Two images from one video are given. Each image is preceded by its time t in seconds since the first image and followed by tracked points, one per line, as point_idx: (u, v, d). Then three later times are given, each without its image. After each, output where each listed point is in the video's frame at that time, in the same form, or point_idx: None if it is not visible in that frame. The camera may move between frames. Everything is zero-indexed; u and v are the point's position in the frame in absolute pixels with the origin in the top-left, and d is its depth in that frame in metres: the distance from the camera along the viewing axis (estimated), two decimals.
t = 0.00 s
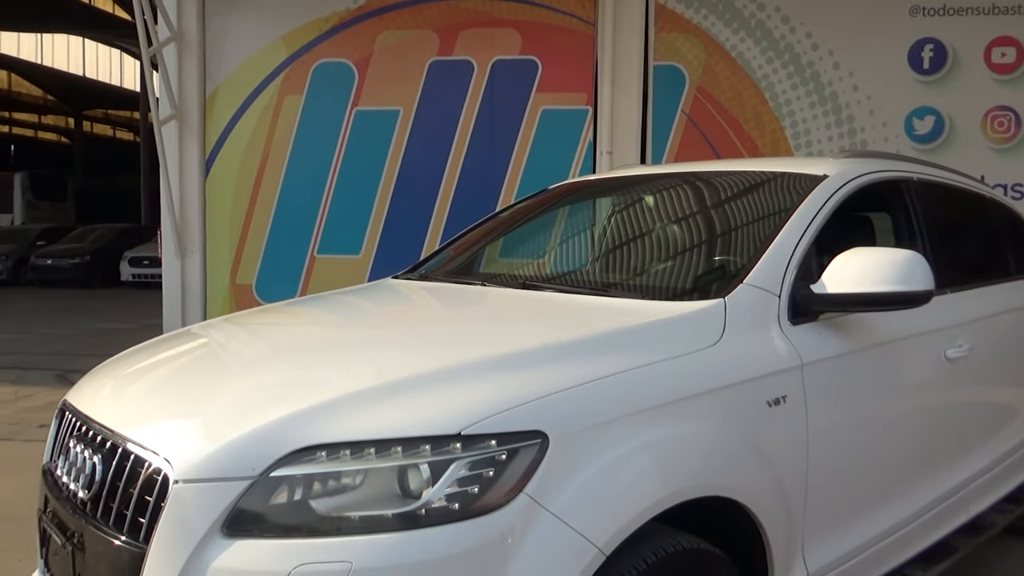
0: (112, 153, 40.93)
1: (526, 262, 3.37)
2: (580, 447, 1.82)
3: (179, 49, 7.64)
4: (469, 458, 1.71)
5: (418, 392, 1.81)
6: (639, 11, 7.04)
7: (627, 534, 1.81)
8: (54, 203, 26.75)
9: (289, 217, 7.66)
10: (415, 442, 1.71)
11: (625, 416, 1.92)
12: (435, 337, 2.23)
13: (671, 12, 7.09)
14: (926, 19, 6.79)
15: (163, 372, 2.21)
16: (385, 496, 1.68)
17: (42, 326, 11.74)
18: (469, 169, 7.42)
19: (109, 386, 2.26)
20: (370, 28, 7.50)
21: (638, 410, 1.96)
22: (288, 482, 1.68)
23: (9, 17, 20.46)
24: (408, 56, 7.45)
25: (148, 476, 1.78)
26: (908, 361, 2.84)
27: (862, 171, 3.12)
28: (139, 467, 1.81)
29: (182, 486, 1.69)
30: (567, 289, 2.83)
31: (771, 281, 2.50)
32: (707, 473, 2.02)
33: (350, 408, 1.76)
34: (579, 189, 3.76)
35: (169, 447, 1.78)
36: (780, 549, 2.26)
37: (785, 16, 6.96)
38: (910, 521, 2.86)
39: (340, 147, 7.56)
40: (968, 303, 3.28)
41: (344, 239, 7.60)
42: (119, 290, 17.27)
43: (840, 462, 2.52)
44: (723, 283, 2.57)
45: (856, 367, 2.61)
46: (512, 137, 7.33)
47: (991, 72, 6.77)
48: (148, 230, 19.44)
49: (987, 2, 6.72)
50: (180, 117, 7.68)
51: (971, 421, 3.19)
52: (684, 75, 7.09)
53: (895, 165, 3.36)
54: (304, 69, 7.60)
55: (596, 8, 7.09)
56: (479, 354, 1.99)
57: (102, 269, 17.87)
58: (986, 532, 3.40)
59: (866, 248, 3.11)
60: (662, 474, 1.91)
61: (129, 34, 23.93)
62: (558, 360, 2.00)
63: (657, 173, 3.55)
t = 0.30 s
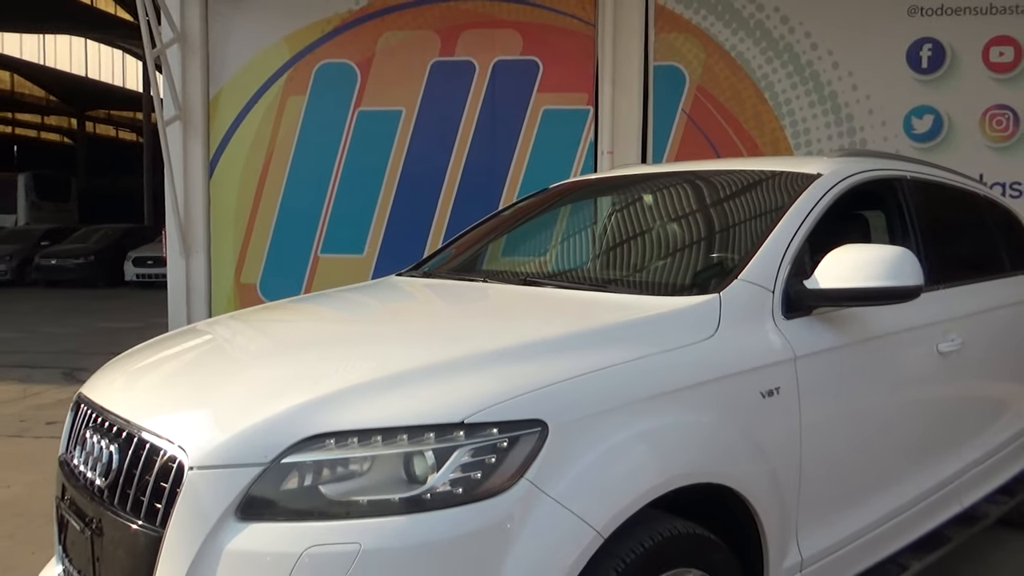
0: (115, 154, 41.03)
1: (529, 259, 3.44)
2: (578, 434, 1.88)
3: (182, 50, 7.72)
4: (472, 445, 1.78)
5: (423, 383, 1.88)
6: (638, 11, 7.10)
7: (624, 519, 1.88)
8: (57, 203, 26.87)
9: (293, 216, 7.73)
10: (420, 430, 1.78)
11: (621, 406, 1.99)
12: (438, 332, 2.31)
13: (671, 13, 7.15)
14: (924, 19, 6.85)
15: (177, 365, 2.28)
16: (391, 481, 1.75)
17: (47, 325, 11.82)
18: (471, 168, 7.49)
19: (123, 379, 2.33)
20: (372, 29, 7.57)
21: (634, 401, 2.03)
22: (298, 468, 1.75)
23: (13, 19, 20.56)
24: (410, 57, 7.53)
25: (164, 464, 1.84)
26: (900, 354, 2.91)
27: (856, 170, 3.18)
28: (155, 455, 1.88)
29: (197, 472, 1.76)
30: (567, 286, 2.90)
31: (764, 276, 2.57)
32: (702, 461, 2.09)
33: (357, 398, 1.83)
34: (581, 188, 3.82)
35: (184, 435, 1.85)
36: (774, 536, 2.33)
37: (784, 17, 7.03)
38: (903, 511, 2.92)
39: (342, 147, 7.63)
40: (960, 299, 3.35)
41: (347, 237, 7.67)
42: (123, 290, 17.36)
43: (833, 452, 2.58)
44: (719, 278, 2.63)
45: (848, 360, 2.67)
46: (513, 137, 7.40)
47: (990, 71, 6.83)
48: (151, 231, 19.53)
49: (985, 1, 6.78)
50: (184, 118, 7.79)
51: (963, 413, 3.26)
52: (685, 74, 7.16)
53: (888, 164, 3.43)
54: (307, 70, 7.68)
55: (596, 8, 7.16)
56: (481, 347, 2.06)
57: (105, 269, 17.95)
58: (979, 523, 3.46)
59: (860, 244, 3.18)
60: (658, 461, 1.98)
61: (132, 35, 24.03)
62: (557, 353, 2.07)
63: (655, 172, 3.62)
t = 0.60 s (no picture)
0: (116, 153, 41.09)
1: (530, 256, 3.50)
2: (577, 422, 1.95)
3: (185, 50, 7.79)
4: (475, 431, 1.85)
5: (427, 373, 1.95)
6: (637, 10, 7.17)
7: (621, 504, 1.94)
8: (60, 202, 26.97)
9: (296, 214, 7.80)
10: (425, 417, 1.85)
11: (618, 396, 2.06)
12: (441, 325, 2.38)
13: (670, 12, 7.21)
14: (920, 18, 6.91)
15: (189, 356, 2.35)
16: (397, 467, 1.82)
17: (51, 324, 11.89)
18: (471, 167, 7.56)
19: (135, 371, 2.40)
20: (373, 29, 7.63)
21: (632, 390, 2.09)
22: (308, 454, 1.82)
23: (13, 19, 20.62)
24: (410, 56, 7.59)
25: (178, 451, 1.91)
26: (893, 348, 2.97)
27: (850, 167, 3.25)
28: (170, 442, 1.95)
29: (211, 458, 1.83)
30: (568, 281, 2.96)
31: (759, 271, 2.64)
32: (697, 449, 2.15)
33: (365, 387, 1.90)
34: (581, 185, 3.89)
35: (198, 423, 1.91)
36: (769, 522, 2.39)
37: (781, 16, 7.09)
38: (897, 501, 2.98)
39: (344, 146, 7.70)
40: (952, 293, 3.42)
41: (349, 236, 7.74)
42: (126, 289, 17.42)
43: (828, 442, 2.65)
44: (716, 273, 2.70)
45: (842, 353, 2.74)
46: (513, 135, 7.47)
47: (986, 69, 6.90)
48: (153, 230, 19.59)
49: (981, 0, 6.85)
50: (187, 118, 7.85)
51: (955, 406, 3.32)
52: (683, 73, 7.23)
53: (882, 162, 3.50)
54: (309, 69, 7.74)
55: (595, 7, 7.22)
56: (482, 339, 2.13)
57: (108, 268, 18.02)
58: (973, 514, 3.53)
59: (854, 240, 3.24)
60: (654, 449, 2.05)
61: (133, 34, 24.07)
62: (557, 345, 2.14)
63: (653, 170, 3.69)
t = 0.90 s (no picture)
0: (114, 151, 41.09)
1: (529, 250, 3.57)
2: (576, 409, 2.02)
3: (184, 49, 7.83)
4: (478, 418, 1.92)
5: (432, 361, 2.02)
6: (634, 8, 7.23)
7: (619, 487, 2.01)
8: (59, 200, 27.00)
9: (296, 211, 7.86)
10: (430, 404, 1.92)
11: (616, 384, 2.12)
12: (444, 316, 2.44)
13: (667, 10, 7.27)
14: (915, 15, 6.98)
15: (199, 346, 2.42)
16: (404, 452, 1.89)
17: (52, 321, 11.95)
18: (470, 163, 7.62)
19: (146, 362, 2.46)
20: (372, 26, 7.68)
21: (630, 378, 2.16)
22: (318, 439, 1.88)
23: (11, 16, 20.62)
24: (409, 54, 7.64)
25: (191, 438, 1.98)
26: (885, 338, 3.04)
27: (842, 163, 3.32)
28: (183, 429, 2.01)
29: (223, 445, 1.89)
30: (566, 274, 3.03)
31: (753, 264, 2.71)
32: (692, 436, 2.22)
33: (372, 376, 1.97)
34: (580, 181, 3.95)
35: (209, 410, 1.98)
36: (763, 507, 2.46)
37: (777, 13, 7.15)
38: (888, 488, 3.06)
39: (343, 143, 7.75)
40: (943, 286, 3.49)
41: (349, 232, 7.80)
42: (125, 286, 17.47)
43: (820, 430, 2.71)
44: (711, 266, 2.76)
45: (834, 344, 2.81)
46: (512, 132, 7.52)
47: (980, 66, 6.96)
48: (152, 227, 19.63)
49: None
50: (187, 115, 7.89)
51: (946, 396, 3.40)
52: (680, 71, 7.30)
53: (875, 157, 3.56)
54: (308, 67, 7.80)
55: (592, 5, 7.28)
56: (484, 329, 2.20)
57: (108, 265, 18.07)
58: (964, 501, 3.61)
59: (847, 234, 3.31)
60: (651, 435, 2.11)
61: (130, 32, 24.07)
62: (557, 335, 2.20)
63: (651, 166, 3.76)
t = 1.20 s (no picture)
0: (107, 146, 40.97)
1: (526, 243, 3.63)
2: (575, 395, 2.09)
3: (181, 44, 7.87)
4: (481, 402, 1.98)
5: (435, 349, 2.08)
6: (629, 4, 7.29)
7: (616, 470, 2.08)
8: (53, 195, 26.96)
9: (292, 206, 7.90)
10: (434, 389, 1.98)
11: (613, 371, 2.19)
12: (444, 306, 2.51)
13: (662, 6, 7.35)
14: (907, 11, 7.06)
15: (206, 334, 2.48)
16: (410, 436, 1.95)
17: (47, 315, 11.97)
18: (466, 158, 7.67)
19: (155, 349, 2.52)
20: (368, 22, 7.72)
21: (626, 366, 2.23)
22: (326, 424, 1.94)
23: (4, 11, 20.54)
24: (405, 49, 7.69)
25: (202, 423, 2.04)
26: (874, 329, 3.11)
27: (833, 157, 3.39)
28: (194, 415, 2.07)
29: (234, 429, 1.95)
30: (563, 266, 3.10)
31: (746, 255, 2.78)
32: (687, 421, 2.29)
33: (377, 363, 2.03)
34: (576, 175, 4.02)
35: (219, 395, 2.04)
36: (755, 492, 2.54)
37: (771, 9, 7.22)
38: (877, 475, 3.13)
39: (340, 138, 7.80)
40: (931, 278, 3.57)
41: (345, 226, 7.85)
42: (119, 281, 17.48)
43: (810, 417, 2.78)
44: (705, 258, 2.83)
45: (825, 333, 2.88)
46: (507, 127, 7.58)
47: (971, 62, 7.04)
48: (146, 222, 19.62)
49: None
50: (183, 110, 7.92)
51: (933, 385, 3.47)
52: (674, 66, 7.37)
53: (865, 152, 3.63)
54: (304, 62, 7.84)
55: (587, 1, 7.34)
56: (485, 318, 2.27)
57: (103, 260, 18.07)
58: (951, 487, 3.69)
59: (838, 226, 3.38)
60: (647, 420, 2.18)
61: (123, 27, 23.98)
62: (555, 324, 2.27)
63: (646, 160, 3.82)
